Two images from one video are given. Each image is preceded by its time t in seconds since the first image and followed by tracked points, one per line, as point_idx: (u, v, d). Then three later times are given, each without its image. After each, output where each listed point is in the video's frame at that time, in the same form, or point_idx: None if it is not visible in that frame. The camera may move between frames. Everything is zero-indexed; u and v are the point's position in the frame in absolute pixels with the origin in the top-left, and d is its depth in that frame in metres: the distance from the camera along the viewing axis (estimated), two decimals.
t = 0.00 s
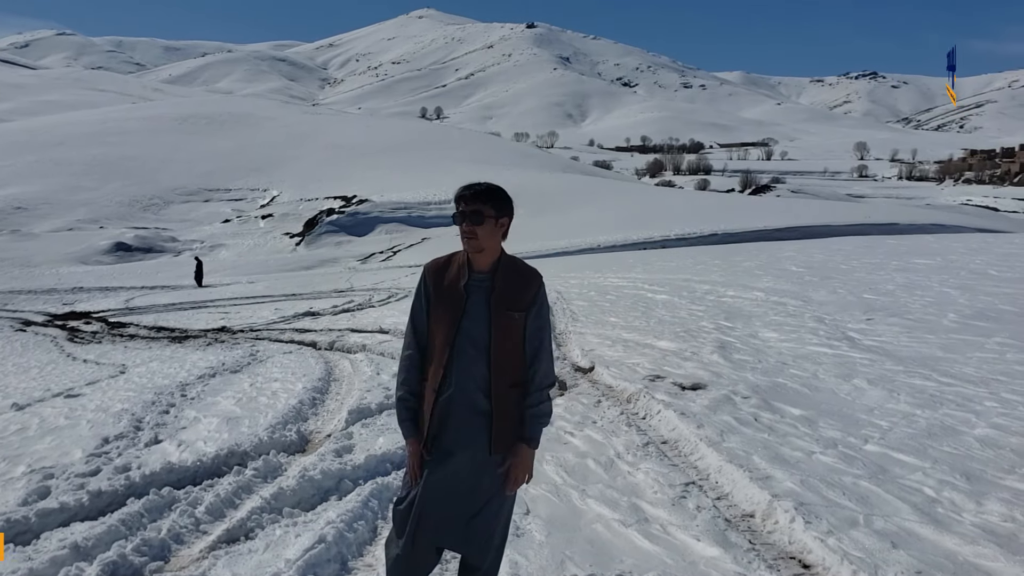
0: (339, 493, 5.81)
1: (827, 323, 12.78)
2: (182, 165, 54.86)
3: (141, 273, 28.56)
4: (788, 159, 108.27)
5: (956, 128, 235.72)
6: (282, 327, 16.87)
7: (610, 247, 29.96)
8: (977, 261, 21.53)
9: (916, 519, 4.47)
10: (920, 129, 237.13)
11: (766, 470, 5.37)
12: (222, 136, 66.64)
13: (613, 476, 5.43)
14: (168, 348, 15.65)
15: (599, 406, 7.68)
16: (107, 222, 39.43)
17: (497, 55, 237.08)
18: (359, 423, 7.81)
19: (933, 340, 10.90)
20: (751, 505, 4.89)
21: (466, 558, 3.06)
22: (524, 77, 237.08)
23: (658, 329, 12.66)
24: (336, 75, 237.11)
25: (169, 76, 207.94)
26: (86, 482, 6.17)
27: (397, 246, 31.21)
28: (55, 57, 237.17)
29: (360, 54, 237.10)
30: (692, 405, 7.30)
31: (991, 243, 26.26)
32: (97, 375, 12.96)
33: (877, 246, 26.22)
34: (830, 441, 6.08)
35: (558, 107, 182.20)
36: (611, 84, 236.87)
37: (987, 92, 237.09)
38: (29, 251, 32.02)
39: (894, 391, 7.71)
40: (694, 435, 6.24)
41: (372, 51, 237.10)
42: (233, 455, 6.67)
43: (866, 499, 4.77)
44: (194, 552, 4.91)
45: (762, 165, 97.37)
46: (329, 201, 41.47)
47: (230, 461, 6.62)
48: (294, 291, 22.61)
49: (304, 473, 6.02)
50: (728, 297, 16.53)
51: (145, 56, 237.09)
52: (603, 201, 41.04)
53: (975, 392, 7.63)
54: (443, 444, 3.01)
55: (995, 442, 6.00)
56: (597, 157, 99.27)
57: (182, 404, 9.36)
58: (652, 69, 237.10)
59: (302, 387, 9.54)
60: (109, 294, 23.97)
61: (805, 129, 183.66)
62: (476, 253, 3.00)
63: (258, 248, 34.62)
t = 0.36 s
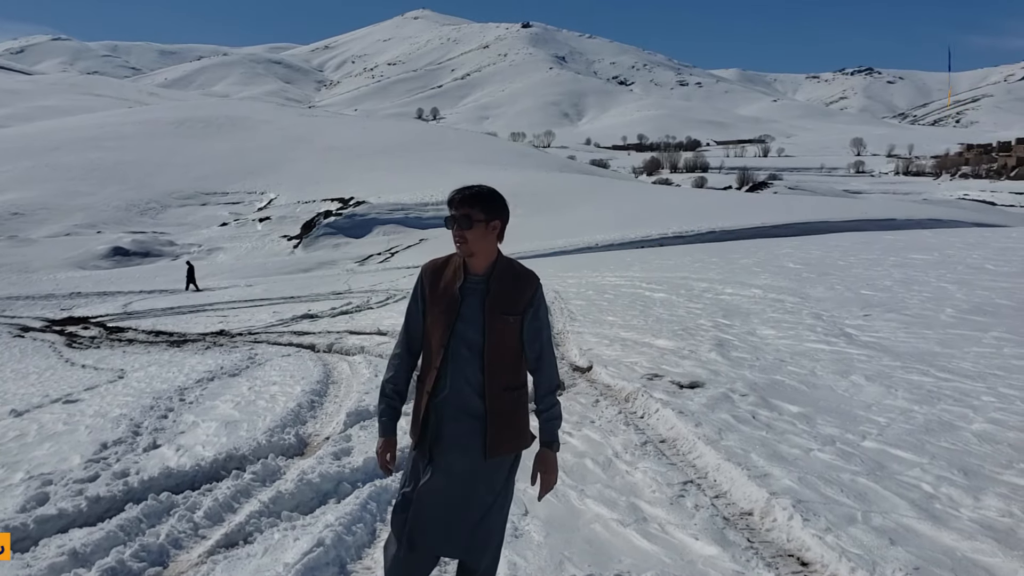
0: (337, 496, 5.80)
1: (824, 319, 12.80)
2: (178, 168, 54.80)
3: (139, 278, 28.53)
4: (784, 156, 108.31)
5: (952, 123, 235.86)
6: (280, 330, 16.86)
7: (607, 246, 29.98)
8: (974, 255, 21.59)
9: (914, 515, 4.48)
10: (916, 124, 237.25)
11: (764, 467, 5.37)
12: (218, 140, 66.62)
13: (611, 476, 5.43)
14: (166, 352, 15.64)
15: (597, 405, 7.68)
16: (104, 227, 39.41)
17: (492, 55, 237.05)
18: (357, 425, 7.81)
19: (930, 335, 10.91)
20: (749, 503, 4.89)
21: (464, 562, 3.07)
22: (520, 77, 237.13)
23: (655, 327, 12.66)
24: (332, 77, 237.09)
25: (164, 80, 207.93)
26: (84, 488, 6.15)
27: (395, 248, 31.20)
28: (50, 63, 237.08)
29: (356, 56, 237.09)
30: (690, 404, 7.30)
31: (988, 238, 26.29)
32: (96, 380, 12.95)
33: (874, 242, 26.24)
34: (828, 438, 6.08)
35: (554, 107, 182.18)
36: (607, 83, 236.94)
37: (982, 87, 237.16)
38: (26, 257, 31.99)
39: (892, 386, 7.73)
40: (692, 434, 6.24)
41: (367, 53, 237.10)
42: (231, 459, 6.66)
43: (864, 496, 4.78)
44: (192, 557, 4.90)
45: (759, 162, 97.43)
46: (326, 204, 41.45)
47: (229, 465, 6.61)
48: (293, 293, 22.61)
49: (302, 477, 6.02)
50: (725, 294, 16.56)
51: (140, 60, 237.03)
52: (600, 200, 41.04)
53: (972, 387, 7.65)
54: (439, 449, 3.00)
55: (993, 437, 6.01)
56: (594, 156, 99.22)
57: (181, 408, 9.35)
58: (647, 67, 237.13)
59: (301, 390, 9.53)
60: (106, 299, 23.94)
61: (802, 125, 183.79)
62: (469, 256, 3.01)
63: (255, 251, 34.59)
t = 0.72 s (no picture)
0: (337, 499, 5.77)
1: (823, 314, 12.78)
2: (175, 173, 54.74)
3: (136, 283, 28.49)
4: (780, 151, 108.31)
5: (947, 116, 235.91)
6: (278, 334, 16.83)
7: (605, 244, 29.97)
8: (971, 248, 21.56)
9: (918, 510, 4.45)
10: (911, 117, 237.27)
11: (766, 464, 5.35)
12: (214, 144, 66.54)
13: (612, 475, 5.40)
14: (165, 357, 15.60)
15: (597, 404, 7.65)
16: (101, 233, 39.33)
17: (487, 54, 237.01)
18: (356, 428, 7.78)
19: (930, 328, 10.89)
20: (751, 499, 4.87)
21: (466, 565, 3.04)
22: (515, 76, 237.12)
23: (654, 325, 12.63)
24: (327, 79, 237.01)
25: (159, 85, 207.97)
26: (83, 495, 6.11)
27: (392, 250, 31.14)
28: (45, 69, 237.03)
29: (350, 58, 237.06)
30: (690, 401, 7.28)
31: (985, 230, 26.27)
32: (94, 386, 12.91)
33: (871, 236, 26.25)
34: (830, 433, 6.06)
35: (549, 105, 182.13)
36: (602, 81, 236.96)
37: (977, 79, 237.25)
38: (23, 264, 31.91)
39: (893, 380, 7.71)
40: (692, 430, 6.22)
41: (362, 55, 237.05)
42: (230, 464, 6.62)
43: (867, 491, 4.75)
44: (192, 564, 4.87)
45: (755, 158, 97.37)
46: (323, 206, 41.41)
47: (228, 470, 6.57)
48: (291, 297, 22.56)
49: (301, 481, 5.98)
50: (724, 291, 16.54)
51: (135, 65, 236.99)
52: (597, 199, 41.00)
53: (973, 379, 7.62)
54: (437, 452, 2.98)
55: (995, 430, 5.99)
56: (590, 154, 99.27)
57: (179, 413, 9.31)
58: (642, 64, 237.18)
59: (300, 393, 9.50)
60: (104, 305, 23.89)
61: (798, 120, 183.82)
62: (466, 258, 2.98)
63: (253, 255, 34.52)
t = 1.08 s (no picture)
0: (340, 502, 5.69)
1: (828, 310, 12.69)
2: (175, 176, 54.70)
3: (138, 287, 28.42)
4: (780, 148, 108.31)
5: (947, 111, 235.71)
6: (280, 336, 16.76)
7: (607, 242, 29.88)
8: (974, 242, 21.50)
9: (933, 508, 4.36)
10: (911, 112, 237.08)
11: (775, 462, 5.27)
12: (215, 147, 66.48)
13: (619, 475, 5.31)
14: (167, 360, 15.53)
15: (601, 403, 7.57)
16: (102, 237, 39.33)
17: (486, 54, 237.08)
18: (359, 430, 7.70)
19: (936, 323, 10.81)
20: (761, 499, 4.78)
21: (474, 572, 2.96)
22: (514, 76, 237.13)
23: (657, 323, 12.54)
24: (326, 81, 237.10)
25: (160, 88, 208.07)
26: (83, 501, 6.04)
27: (393, 250, 31.07)
28: (45, 74, 237.21)
29: (349, 60, 237.15)
30: (697, 399, 7.19)
31: (988, 224, 26.19)
32: (96, 391, 12.83)
33: (874, 231, 26.17)
34: (839, 430, 5.97)
35: (549, 105, 181.98)
36: (601, 79, 236.93)
37: (976, 73, 237.10)
38: (24, 269, 31.86)
39: (900, 376, 7.63)
40: (699, 429, 6.14)
41: (361, 56, 237.13)
42: (232, 468, 6.55)
43: (880, 489, 4.66)
44: (193, 570, 4.80)
45: (756, 154, 97.25)
46: (324, 208, 41.35)
47: (230, 474, 6.49)
48: (292, 299, 22.51)
49: (304, 485, 5.91)
50: (727, 288, 16.45)
51: (135, 69, 237.17)
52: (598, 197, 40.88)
53: (983, 374, 7.54)
54: (442, 456, 2.90)
55: (1007, 425, 5.90)
56: (590, 153, 99.17)
57: (181, 417, 9.24)
58: (641, 62, 237.11)
59: (302, 395, 9.43)
60: (106, 309, 23.82)
61: (798, 117, 183.62)
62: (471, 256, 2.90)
63: (254, 257, 34.44)
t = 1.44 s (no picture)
0: (341, 505, 5.57)
1: (832, 308, 12.57)
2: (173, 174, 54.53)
3: (136, 285, 28.28)
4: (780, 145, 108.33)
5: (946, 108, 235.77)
6: (279, 334, 16.63)
7: (607, 240, 29.76)
8: (977, 239, 21.42)
9: (951, 512, 4.25)
10: (910, 110, 237.11)
11: (786, 464, 5.15)
12: (213, 144, 66.30)
13: (626, 478, 5.20)
14: (165, 359, 15.40)
15: (606, 403, 7.45)
16: (101, 235, 39.18)
17: (485, 52, 237.14)
18: (360, 430, 7.58)
19: (943, 321, 10.70)
20: (772, 503, 4.67)
21: None
22: (513, 73, 237.08)
23: (660, 322, 12.39)
24: (325, 78, 237.09)
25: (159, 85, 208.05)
26: (79, 503, 5.92)
27: (392, 248, 30.93)
28: (44, 72, 237.11)
29: (348, 57, 237.11)
30: (703, 398, 7.09)
31: (990, 221, 26.10)
32: (94, 390, 12.70)
33: (876, 228, 26.06)
34: (850, 431, 5.86)
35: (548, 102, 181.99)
36: (601, 76, 236.95)
37: (976, 71, 237.20)
38: (22, 267, 31.71)
39: (910, 375, 7.52)
40: (707, 430, 6.02)
41: (360, 53, 237.10)
42: (231, 469, 6.42)
43: (895, 492, 4.55)
44: None
45: (755, 151, 97.16)
46: (323, 205, 41.18)
47: (228, 476, 6.37)
48: (292, 297, 22.38)
49: (304, 486, 5.78)
50: (729, 285, 16.33)
51: (133, 67, 237.09)
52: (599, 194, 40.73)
53: (994, 373, 7.43)
54: (448, 462, 2.79)
55: (1022, 426, 5.79)
56: (590, 150, 99.08)
57: (179, 417, 9.11)
58: (640, 60, 237.17)
59: (301, 394, 9.30)
60: (104, 307, 23.68)
61: (797, 114, 183.47)
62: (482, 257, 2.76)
63: (253, 255, 34.30)
